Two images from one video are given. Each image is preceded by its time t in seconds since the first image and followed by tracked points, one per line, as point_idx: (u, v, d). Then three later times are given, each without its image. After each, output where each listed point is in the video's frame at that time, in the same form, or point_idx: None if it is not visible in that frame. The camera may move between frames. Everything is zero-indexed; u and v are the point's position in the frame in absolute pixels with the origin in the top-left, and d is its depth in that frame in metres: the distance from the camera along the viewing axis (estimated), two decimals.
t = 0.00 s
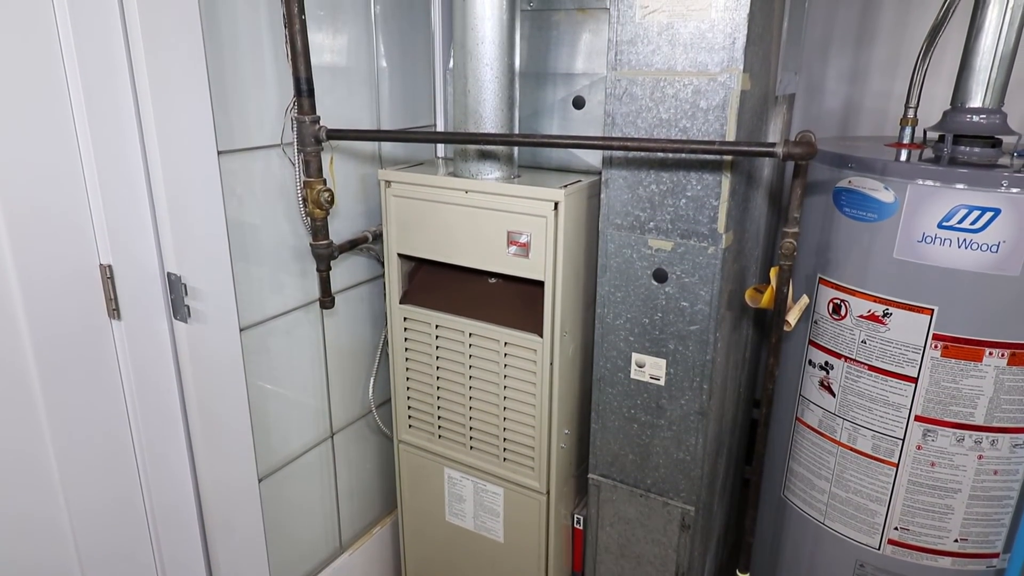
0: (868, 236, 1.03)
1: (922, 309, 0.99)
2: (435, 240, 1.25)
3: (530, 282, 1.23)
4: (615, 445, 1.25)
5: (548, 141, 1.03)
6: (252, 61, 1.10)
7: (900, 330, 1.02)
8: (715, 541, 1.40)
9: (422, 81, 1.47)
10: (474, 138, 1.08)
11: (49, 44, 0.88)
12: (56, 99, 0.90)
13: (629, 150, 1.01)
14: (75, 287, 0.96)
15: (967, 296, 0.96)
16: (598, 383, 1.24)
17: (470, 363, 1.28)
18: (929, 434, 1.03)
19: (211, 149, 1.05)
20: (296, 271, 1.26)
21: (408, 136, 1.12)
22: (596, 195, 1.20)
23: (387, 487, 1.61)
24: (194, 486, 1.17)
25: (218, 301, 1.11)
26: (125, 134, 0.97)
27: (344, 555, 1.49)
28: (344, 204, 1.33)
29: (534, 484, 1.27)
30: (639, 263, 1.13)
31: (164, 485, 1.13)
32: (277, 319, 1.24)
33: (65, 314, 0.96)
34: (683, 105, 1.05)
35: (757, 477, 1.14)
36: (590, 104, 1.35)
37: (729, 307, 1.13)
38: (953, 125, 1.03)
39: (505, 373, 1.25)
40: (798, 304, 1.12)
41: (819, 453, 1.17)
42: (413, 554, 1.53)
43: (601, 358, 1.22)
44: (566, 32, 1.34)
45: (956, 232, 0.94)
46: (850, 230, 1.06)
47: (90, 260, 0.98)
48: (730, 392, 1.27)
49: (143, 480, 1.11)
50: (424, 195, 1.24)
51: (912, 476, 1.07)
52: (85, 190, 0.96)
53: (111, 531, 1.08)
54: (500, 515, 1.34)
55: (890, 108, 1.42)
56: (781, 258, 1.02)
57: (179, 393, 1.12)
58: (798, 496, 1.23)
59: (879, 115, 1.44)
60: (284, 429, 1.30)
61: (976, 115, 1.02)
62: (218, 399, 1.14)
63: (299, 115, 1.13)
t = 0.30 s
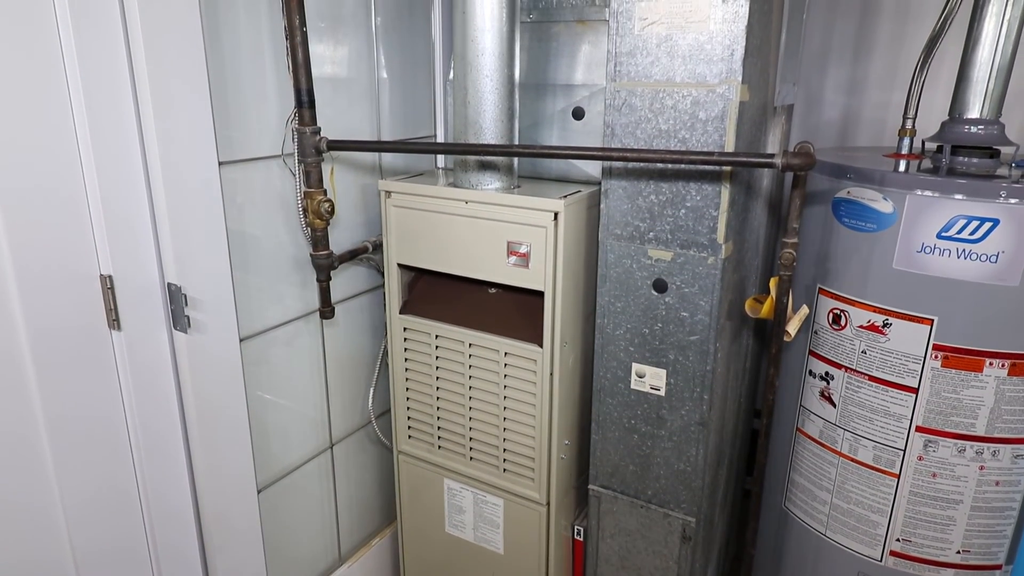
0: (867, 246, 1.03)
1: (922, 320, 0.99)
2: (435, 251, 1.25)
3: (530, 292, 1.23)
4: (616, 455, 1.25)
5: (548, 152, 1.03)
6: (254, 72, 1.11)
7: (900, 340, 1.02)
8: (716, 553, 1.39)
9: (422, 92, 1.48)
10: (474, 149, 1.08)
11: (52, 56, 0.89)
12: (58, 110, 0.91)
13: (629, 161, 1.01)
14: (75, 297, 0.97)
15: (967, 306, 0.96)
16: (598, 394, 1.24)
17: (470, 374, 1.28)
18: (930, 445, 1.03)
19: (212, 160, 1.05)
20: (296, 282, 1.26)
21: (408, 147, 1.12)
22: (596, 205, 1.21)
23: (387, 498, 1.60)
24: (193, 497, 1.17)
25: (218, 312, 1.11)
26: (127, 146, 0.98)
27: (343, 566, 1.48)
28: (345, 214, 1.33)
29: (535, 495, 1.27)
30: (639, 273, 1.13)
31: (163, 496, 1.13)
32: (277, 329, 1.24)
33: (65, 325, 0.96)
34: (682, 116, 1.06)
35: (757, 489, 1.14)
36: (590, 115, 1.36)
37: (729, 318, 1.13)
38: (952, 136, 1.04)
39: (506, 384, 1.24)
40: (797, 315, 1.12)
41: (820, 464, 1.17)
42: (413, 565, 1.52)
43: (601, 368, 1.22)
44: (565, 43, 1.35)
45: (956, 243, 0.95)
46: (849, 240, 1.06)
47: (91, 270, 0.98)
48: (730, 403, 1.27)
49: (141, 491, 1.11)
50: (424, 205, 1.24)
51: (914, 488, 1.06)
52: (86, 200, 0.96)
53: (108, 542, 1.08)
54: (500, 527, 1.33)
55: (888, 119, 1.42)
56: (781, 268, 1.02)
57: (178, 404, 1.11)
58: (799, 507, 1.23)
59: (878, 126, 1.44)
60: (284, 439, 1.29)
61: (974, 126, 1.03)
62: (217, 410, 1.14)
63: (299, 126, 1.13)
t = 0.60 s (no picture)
0: (866, 259, 1.03)
1: (921, 332, 0.99)
2: (435, 264, 1.25)
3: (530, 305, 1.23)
4: (616, 469, 1.24)
5: (548, 165, 1.04)
6: (255, 86, 1.11)
7: (900, 353, 1.02)
8: (717, 568, 1.38)
9: (422, 106, 1.49)
10: (474, 162, 1.09)
11: (55, 71, 0.90)
12: (60, 123, 0.91)
13: (628, 174, 1.02)
14: (75, 310, 0.97)
15: (966, 319, 0.96)
16: (598, 407, 1.24)
17: (470, 387, 1.28)
18: (931, 458, 1.03)
19: (213, 173, 1.06)
20: (296, 294, 1.26)
21: (409, 161, 1.13)
22: (595, 218, 1.21)
23: (386, 511, 1.60)
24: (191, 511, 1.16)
25: (218, 324, 1.11)
26: (128, 159, 0.98)
27: None
28: (345, 227, 1.33)
29: (534, 509, 1.26)
30: (639, 286, 1.14)
31: (161, 509, 1.12)
32: (277, 341, 1.24)
33: (65, 338, 0.96)
34: (681, 129, 1.06)
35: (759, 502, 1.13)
36: (589, 128, 1.36)
37: (729, 330, 1.13)
38: (949, 149, 1.04)
39: (505, 397, 1.24)
40: (797, 327, 1.12)
41: (821, 478, 1.16)
42: None
43: (601, 381, 1.22)
44: (565, 58, 1.36)
45: (954, 256, 0.95)
46: (849, 253, 1.06)
47: (91, 283, 0.98)
48: (731, 416, 1.26)
49: (139, 504, 1.10)
50: (424, 218, 1.24)
51: (915, 501, 1.06)
52: (88, 213, 0.96)
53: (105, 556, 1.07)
54: (500, 541, 1.32)
55: (886, 133, 1.43)
56: (780, 281, 1.02)
57: (177, 417, 1.11)
58: (800, 521, 1.22)
59: (876, 139, 1.45)
60: (283, 452, 1.29)
61: (971, 139, 1.03)
62: (216, 423, 1.13)
63: (300, 140, 1.14)
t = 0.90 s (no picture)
0: (866, 271, 1.04)
1: (922, 345, 0.99)
2: (435, 276, 1.25)
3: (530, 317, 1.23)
4: (616, 482, 1.24)
5: (547, 178, 1.04)
6: (257, 100, 1.12)
7: (900, 365, 1.01)
8: None
9: (422, 119, 1.50)
10: (475, 175, 1.09)
11: (58, 84, 0.90)
12: (62, 136, 0.91)
13: (628, 187, 1.02)
14: (75, 322, 0.97)
15: (966, 332, 0.96)
16: (598, 420, 1.23)
17: (470, 400, 1.27)
18: (933, 471, 1.02)
19: (214, 185, 1.06)
20: (296, 306, 1.26)
21: (409, 173, 1.13)
22: (595, 230, 1.21)
23: (385, 524, 1.59)
24: (189, 524, 1.16)
25: (217, 337, 1.11)
26: (129, 172, 0.99)
27: None
28: (345, 239, 1.34)
29: (535, 523, 1.25)
30: (639, 298, 1.14)
31: (159, 522, 1.11)
32: (276, 354, 1.24)
33: (65, 350, 0.96)
34: (680, 142, 1.07)
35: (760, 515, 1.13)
36: (589, 141, 1.37)
37: (729, 343, 1.13)
38: (947, 162, 1.05)
39: (505, 409, 1.24)
40: (797, 340, 1.12)
41: (822, 491, 1.16)
42: None
43: (601, 394, 1.22)
44: (564, 71, 1.37)
45: (953, 268, 0.95)
46: (848, 265, 1.06)
47: (91, 295, 0.98)
48: (731, 429, 1.26)
49: (137, 517, 1.10)
50: (425, 231, 1.25)
51: (917, 515, 1.05)
52: (88, 226, 0.96)
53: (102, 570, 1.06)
54: (500, 555, 1.32)
55: (884, 145, 1.44)
56: (780, 293, 1.02)
57: (176, 429, 1.11)
58: (802, 535, 1.22)
59: (874, 152, 1.45)
60: (282, 465, 1.28)
61: (969, 152, 1.03)
62: (214, 436, 1.13)
63: (301, 153, 1.14)
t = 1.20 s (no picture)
0: (865, 285, 1.04)
1: (922, 358, 0.99)
2: (435, 289, 1.26)
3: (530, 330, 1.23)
4: (617, 497, 1.23)
5: (547, 192, 1.04)
6: (258, 114, 1.13)
7: (900, 379, 1.01)
8: None
9: (422, 133, 1.50)
10: (474, 189, 1.09)
11: (60, 100, 0.90)
12: (64, 151, 0.92)
13: (627, 201, 1.03)
14: (75, 336, 0.97)
15: (966, 345, 0.96)
16: (598, 434, 1.23)
17: (470, 414, 1.27)
18: (935, 486, 1.02)
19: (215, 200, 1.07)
20: (295, 320, 1.26)
21: (409, 187, 1.14)
22: (595, 244, 1.22)
23: (384, 539, 1.58)
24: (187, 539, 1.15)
25: (217, 351, 1.11)
26: (131, 187, 0.99)
27: None
28: (345, 253, 1.34)
29: (535, 538, 1.24)
30: (639, 312, 1.14)
31: (157, 538, 1.11)
32: (276, 367, 1.24)
33: (65, 364, 0.96)
34: (679, 156, 1.07)
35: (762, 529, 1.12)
36: (588, 155, 1.38)
37: (729, 356, 1.13)
38: (944, 175, 1.06)
39: (505, 423, 1.23)
40: (798, 353, 1.12)
41: (824, 505, 1.16)
42: None
43: (602, 407, 1.21)
44: (564, 86, 1.38)
45: (952, 281, 0.95)
46: (847, 279, 1.06)
47: (91, 309, 0.98)
48: (732, 442, 1.26)
49: (135, 532, 1.09)
50: (425, 244, 1.25)
51: (920, 530, 1.05)
52: (89, 241, 0.96)
53: None
54: (500, 571, 1.31)
55: (882, 159, 1.45)
56: (780, 306, 1.02)
57: (175, 444, 1.10)
58: (804, 550, 1.21)
59: (872, 166, 1.46)
60: (281, 479, 1.28)
61: (967, 165, 1.04)
62: (213, 450, 1.13)
63: (302, 167, 1.15)
